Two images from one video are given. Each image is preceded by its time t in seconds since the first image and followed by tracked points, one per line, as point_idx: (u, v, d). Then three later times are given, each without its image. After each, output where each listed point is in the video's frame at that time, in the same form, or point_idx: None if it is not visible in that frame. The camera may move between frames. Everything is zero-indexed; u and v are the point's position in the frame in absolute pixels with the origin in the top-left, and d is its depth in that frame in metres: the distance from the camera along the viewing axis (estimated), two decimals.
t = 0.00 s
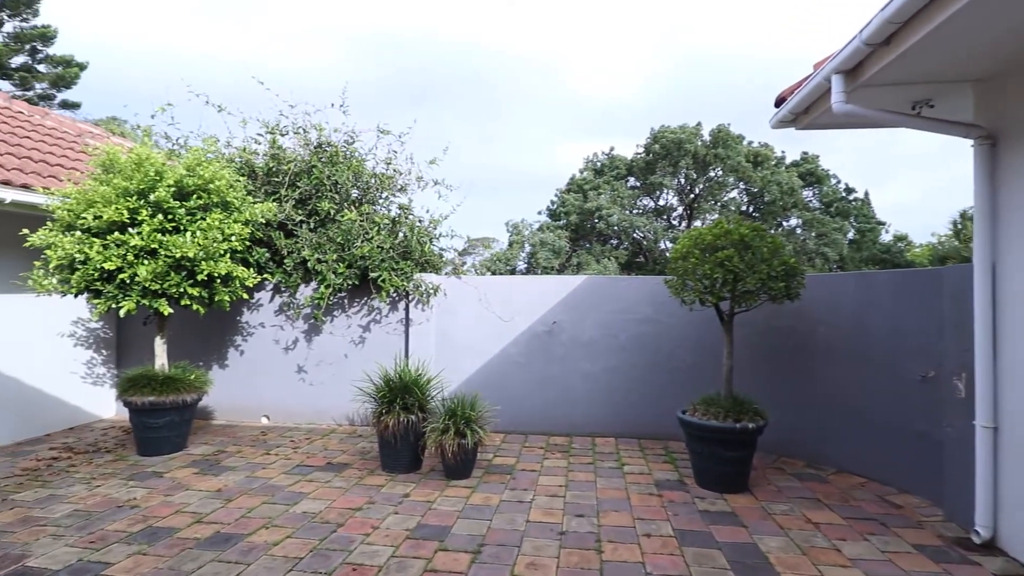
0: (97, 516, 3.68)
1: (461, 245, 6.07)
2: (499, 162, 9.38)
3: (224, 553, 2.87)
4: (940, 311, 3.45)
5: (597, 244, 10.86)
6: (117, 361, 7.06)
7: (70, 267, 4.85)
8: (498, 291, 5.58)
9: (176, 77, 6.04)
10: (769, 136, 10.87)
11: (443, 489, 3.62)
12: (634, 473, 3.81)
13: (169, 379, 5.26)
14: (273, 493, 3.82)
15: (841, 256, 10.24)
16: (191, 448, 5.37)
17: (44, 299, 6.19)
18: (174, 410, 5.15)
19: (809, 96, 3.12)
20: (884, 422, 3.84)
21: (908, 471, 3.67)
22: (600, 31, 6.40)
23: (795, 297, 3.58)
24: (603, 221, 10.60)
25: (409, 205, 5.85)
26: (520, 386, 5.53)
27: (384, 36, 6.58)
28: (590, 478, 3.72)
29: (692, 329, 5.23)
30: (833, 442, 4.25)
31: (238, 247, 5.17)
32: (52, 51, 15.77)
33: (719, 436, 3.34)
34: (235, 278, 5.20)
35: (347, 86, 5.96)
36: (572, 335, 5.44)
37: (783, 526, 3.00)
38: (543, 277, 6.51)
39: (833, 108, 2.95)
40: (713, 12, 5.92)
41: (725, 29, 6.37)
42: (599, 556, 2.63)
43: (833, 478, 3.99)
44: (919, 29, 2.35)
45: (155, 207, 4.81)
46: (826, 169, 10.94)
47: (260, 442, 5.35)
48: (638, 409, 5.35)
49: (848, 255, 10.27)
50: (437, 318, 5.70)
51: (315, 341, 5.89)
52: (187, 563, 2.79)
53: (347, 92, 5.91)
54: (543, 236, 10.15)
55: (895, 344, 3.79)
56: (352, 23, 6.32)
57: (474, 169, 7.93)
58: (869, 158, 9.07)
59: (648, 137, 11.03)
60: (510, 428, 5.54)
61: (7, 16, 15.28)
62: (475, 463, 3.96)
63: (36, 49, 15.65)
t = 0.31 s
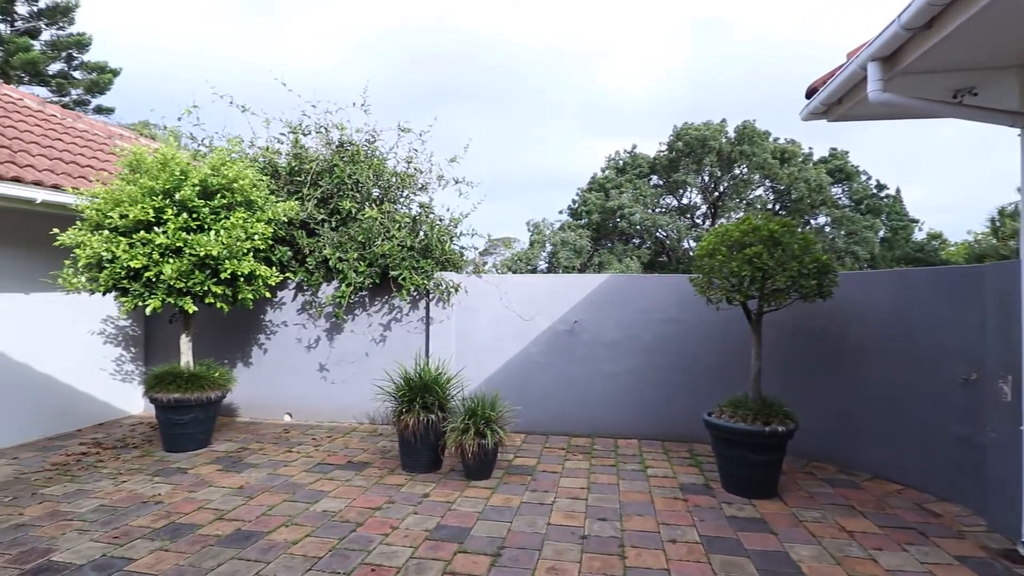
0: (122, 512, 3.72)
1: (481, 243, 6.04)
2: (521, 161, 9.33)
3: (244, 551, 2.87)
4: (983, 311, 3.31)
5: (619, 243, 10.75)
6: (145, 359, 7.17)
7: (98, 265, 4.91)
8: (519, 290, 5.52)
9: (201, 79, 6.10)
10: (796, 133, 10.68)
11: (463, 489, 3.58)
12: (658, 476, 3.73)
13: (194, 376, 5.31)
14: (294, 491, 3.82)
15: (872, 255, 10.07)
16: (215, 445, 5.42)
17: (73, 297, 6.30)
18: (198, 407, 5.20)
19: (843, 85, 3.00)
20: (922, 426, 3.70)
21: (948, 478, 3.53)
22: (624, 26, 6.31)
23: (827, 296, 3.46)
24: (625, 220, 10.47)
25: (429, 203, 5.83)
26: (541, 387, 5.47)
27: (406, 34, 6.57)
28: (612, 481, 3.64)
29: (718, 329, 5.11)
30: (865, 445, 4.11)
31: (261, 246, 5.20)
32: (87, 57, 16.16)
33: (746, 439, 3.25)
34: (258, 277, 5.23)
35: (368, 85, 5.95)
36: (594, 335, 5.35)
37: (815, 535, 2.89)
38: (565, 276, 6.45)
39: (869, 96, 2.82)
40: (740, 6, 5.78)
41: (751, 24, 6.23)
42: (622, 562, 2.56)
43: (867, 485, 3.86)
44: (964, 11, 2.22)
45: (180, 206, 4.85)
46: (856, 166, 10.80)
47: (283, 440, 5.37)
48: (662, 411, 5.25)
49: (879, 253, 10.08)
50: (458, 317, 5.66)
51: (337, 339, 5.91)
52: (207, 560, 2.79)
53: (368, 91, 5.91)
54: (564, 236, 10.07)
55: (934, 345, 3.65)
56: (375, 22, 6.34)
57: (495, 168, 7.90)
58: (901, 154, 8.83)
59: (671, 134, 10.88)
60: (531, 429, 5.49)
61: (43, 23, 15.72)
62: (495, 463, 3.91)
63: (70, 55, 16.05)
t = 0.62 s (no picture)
0: (150, 507, 3.77)
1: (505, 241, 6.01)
2: (545, 161, 9.25)
3: (267, 549, 2.87)
4: None
5: (644, 242, 10.58)
6: (176, 356, 7.28)
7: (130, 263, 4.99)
8: (543, 289, 5.45)
9: (229, 81, 6.17)
10: (828, 129, 10.44)
11: (486, 490, 3.54)
12: (686, 480, 3.63)
13: (221, 373, 5.37)
14: (318, 489, 3.81)
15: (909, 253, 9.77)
16: (242, 441, 5.47)
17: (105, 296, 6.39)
18: (226, 404, 5.25)
19: (882, 74, 2.89)
20: (968, 431, 3.54)
21: (996, 486, 3.36)
22: (651, 21, 6.19)
23: (865, 295, 3.33)
24: (651, 219, 10.31)
25: (453, 202, 5.80)
26: (566, 387, 5.39)
27: (429, 33, 6.56)
28: (639, 485, 3.56)
29: (748, 330, 4.97)
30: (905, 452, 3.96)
31: (287, 245, 5.23)
32: (124, 64, 16.57)
33: (780, 443, 3.14)
34: (284, 275, 5.26)
35: (392, 84, 5.95)
36: (619, 335, 5.26)
37: (854, 545, 2.77)
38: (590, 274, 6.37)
39: (913, 86, 2.69)
40: (771, 2, 5.62)
41: (781, 20, 6.09)
42: (650, 569, 2.49)
43: (908, 493, 3.71)
44: None
45: (208, 206, 4.90)
46: (891, 161, 10.54)
47: (308, 438, 5.40)
48: (689, 413, 5.13)
49: (916, 251, 9.78)
50: (481, 316, 5.62)
51: (361, 338, 5.92)
52: (232, 558, 2.80)
53: (392, 90, 5.91)
54: (589, 235, 9.97)
55: (980, 346, 3.49)
56: (400, 21, 6.34)
57: (519, 167, 7.86)
58: (939, 149, 8.56)
59: (698, 132, 10.70)
60: (556, 430, 5.42)
61: (83, 32, 16.18)
62: (519, 464, 3.85)
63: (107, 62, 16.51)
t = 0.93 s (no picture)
0: (175, 504, 3.79)
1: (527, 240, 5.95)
2: (569, 160, 9.17)
3: (288, 549, 2.85)
4: None
5: (669, 241, 10.40)
6: (202, 354, 7.38)
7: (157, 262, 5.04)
8: (566, 288, 5.37)
9: (254, 82, 6.22)
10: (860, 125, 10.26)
11: (508, 492, 3.47)
12: (714, 486, 3.52)
13: (246, 371, 5.40)
14: (340, 488, 3.79)
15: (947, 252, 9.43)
16: (266, 439, 5.51)
17: (133, 295, 6.48)
18: (250, 402, 5.28)
19: (924, 61, 2.75)
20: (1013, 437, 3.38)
21: None
22: (678, 17, 6.09)
23: (905, 294, 3.19)
24: (675, 218, 10.14)
25: (475, 200, 5.75)
26: (589, 388, 5.31)
27: (452, 31, 6.55)
28: (665, 489, 3.46)
29: (778, 330, 4.82)
30: (947, 460, 3.79)
31: (310, 244, 5.23)
32: (157, 71, 17.03)
33: (813, 448, 3.02)
34: (307, 274, 5.27)
35: (413, 83, 5.94)
36: (644, 335, 5.16)
37: (893, 557, 2.65)
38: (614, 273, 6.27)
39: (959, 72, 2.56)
40: None
41: (811, 15, 5.94)
42: None
43: (949, 502, 3.55)
44: None
45: (233, 205, 4.92)
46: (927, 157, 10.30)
47: (331, 436, 5.40)
48: (715, 416, 5.00)
49: (954, 250, 9.47)
50: (503, 315, 5.57)
51: (383, 337, 5.91)
52: (252, 557, 2.79)
53: (414, 89, 5.89)
54: (612, 234, 9.88)
55: None
56: (424, 20, 6.34)
57: (543, 166, 7.80)
58: (978, 144, 8.29)
59: (725, 128, 10.51)
60: (579, 431, 5.35)
61: (117, 40, 16.62)
62: (541, 467, 3.78)
63: (141, 69, 16.94)
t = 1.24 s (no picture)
0: (206, 501, 3.81)
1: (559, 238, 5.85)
2: (602, 158, 9.02)
3: (313, 550, 2.81)
4: None
5: (704, 240, 10.14)
6: (238, 352, 7.49)
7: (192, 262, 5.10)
8: (598, 287, 5.24)
9: (286, 83, 6.28)
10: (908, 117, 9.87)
11: (537, 497, 3.37)
12: (754, 496, 3.35)
13: (277, 370, 5.42)
14: (367, 489, 3.75)
15: (1005, 249, 8.93)
16: (297, 438, 5.53)
17: (171, 293, 6.61)
18: (282, 401, 5.31)
19: (986, 41, 2.54)
20: None
21: None
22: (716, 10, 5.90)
23: (965, 293, 2.99)
24: (711, 216, 9.86)
25: (504, 198, 5.67)
26: (622, 390, 5.17)
27: (484, 27, 6.50)
28: (701, 498, 3.31)
29: (821, 332, 4.60)
30: (1017, 472, 3.48)
31: (339, 242, 5.22)
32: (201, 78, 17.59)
33: (861, 457, 2.85)
34: (336, 273, 5.27)
35: (442, 80, 5.89)
36: (680, 336, 4.99)
37: None
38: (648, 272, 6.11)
39: None
40: None
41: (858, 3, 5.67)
42: None
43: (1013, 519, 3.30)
44: None
45: (264, 205, 4.95)
46: (982, 150, 9.83)
47: (360, 436, 5.39)
48: (754, 421, 4.80)
49: (1012, 247, 8.97)
50: (533, 314, 5.47)
51: (413, 337, 5.88)
52: (276, 558, 2.76)
53: (443, 87, 5.85)
54: (646, 233, 9.68)
55: None
56: (456, 17, 6.32)
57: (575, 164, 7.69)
58: None
59: (763, 123, 10.20)
60: (611, 435, 5.21)
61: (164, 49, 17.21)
62: (572, 471, 3.67)
63: (186, 76, 17.49)
